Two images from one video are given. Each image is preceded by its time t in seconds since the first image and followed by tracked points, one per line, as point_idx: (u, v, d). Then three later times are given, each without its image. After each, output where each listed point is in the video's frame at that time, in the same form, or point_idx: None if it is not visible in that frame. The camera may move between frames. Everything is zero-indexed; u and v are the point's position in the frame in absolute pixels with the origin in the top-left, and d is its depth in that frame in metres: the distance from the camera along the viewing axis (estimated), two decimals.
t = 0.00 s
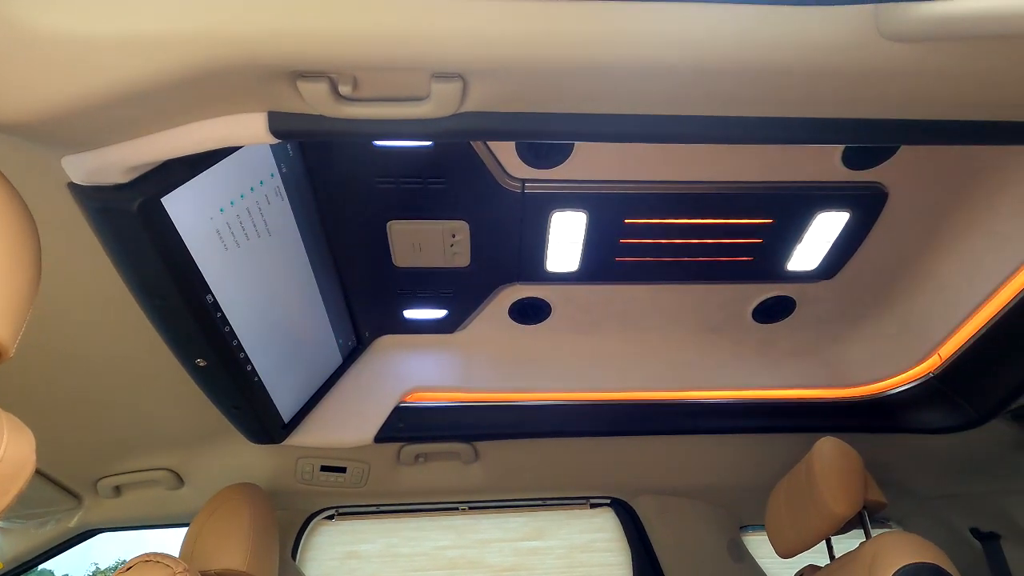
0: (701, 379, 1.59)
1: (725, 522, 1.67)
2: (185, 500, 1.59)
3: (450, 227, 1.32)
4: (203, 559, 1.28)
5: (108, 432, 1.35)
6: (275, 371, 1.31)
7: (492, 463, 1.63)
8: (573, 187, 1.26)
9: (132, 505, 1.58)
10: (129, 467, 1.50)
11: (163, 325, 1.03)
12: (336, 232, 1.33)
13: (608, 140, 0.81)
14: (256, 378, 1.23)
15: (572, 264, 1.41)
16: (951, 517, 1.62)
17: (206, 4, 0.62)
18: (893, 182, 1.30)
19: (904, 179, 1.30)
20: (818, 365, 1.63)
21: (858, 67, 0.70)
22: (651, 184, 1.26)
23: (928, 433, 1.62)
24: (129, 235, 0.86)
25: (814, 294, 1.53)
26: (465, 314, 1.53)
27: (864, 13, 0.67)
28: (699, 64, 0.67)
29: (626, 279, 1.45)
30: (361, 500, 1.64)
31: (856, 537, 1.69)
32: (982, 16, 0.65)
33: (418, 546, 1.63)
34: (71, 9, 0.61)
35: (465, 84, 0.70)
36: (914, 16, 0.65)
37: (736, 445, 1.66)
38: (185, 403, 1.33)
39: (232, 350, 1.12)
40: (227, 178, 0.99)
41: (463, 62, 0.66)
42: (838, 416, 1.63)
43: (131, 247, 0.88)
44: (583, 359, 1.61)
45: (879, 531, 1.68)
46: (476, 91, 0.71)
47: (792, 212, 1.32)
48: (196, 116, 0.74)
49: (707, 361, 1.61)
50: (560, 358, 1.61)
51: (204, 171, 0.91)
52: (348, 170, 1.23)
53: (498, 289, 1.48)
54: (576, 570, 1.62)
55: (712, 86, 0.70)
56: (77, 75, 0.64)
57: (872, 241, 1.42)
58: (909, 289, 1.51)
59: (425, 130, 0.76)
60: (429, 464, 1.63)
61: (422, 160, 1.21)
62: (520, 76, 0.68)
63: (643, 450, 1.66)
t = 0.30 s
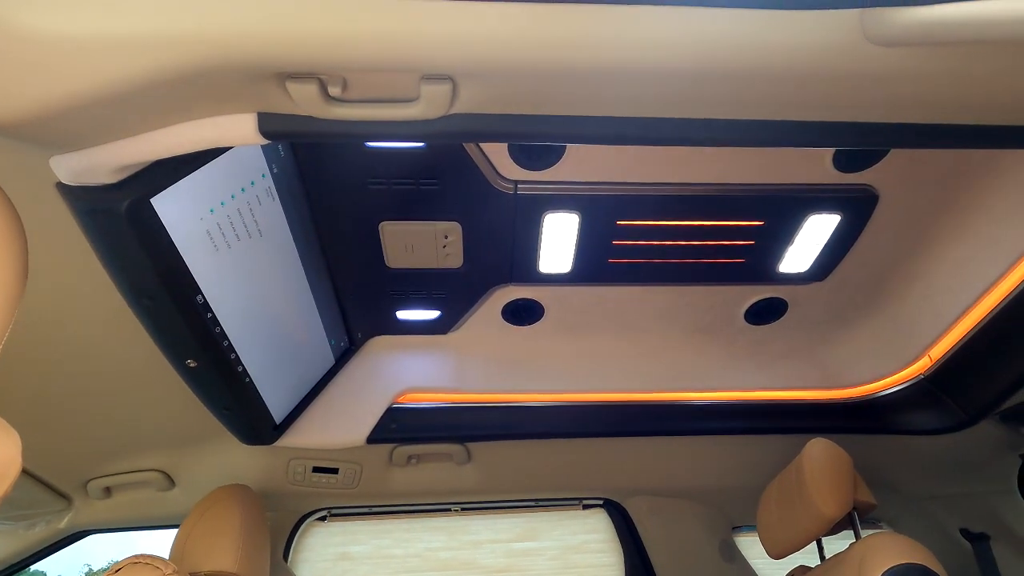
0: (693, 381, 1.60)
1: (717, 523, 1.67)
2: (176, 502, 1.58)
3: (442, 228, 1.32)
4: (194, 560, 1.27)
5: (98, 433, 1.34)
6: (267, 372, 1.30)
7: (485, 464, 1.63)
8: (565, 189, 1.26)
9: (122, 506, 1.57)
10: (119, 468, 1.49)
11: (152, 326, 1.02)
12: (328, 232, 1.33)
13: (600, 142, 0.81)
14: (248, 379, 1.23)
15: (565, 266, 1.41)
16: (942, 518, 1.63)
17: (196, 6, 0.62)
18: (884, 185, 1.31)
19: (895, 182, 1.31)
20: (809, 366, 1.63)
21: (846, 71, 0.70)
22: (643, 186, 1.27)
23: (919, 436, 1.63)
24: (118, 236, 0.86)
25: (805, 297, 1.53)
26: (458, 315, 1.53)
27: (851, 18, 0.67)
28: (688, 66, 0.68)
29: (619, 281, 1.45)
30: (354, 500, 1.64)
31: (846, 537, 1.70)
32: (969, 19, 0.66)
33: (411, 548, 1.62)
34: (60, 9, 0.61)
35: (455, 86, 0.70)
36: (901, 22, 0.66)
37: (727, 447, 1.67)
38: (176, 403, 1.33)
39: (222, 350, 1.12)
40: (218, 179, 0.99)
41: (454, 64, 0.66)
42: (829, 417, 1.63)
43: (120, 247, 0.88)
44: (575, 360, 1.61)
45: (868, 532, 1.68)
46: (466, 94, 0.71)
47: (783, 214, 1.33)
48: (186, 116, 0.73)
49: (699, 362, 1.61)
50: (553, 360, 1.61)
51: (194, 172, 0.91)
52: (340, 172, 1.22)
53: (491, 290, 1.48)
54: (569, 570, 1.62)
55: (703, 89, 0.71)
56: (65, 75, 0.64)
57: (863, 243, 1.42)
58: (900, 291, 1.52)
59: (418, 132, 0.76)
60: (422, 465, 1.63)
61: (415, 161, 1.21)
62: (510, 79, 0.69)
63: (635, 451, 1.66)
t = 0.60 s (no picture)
0: (684, 383, 1.60)
1: (709, 525, 1.67)
2: (166, 504, 1.57)
3: (434, 229, 1.32)
4: (184, 563, 1.27)
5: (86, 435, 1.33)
6: (258, 374, 1.30)
7: (477, 466, 1.63)
8: (556, 191, 1.26)
9: (111, 509, 1.56)
10: (109, 470, 1.48)
11: (141, 329, 1.02)
12: (319, 234, 1.33)
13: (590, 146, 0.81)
14: (238, 381, 1.22)
15: (556, 268, 1.41)
16: (931, 519, 1.64)
17: (182, 8, 0.62)
18: (874, 188, 1.31)
19: (885, 185, 1.31)
20: (801, 368, 1.64)
21: (832, 76, 0.71)
22: (635, 189, 1.27)
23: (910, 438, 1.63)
24: (104, 238, 0.86)
25: (796, 299, 1.54)
26: (450, 317, 1.53)
27: (837, 23, 0.67)
28: (675, 69, 0.68)
29: (611, 283, 1.45)
30: (345, 502, 1.64)
31: (836, 538, 1.71)
32: (954, 26, 0.66)
33: (403, 550, 1.62)
34: (47, 10, 0.61)
35: (444, 88, 0.70)
36: (884, 28, 0.66)
37: (719, 449, 1.67)
38: (166, 405, 1.32)
39: (212, 353, 1.11)
40: (206, 180, 0.99)
41: (441, 66, 0.67)
42: (820, 419, 1.64)
43: (106, 249, 0.87)
44: (567, 362, 1.61)
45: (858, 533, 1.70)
46: (454, 96, 0.72)
47: (773, 217, 1.33)
48: (173, 117, 0.73)
49: (690, 364, 1.62)
50: (544, 362, 1.61)
51: (182, 174, 0.90)
52: (331, 173, 1.22)
53: (483, 292, 1.48)
54: (561, 571, 1.62)
55: (690, 91, 0.71)
56: (49, 75, 0.64)
57: (853, 246, 1.43)
58: (890, 293, 1.52)
59: (407, 134, 0.76)
60: (413, 467, 1.63)
61: (405, 162, 1.21)
62: (496, 81, 0.69)
63: (627, 453, 1.66)
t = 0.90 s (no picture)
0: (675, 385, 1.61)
1: (702, 527, 1.67)
2: (157, 507, 1.56)
3: (428, 232, 1.32)
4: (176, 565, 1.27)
5: (75, 437, 1.32)
6: (249, 376, 1.29)
7: (470, 468, 1.63)
8: (549, 193, 1.26)
9: (102, 511, 1.55)
10: (99, 472, 1.47)
11: (132, 331, 1.02)
12: (311, 235, 1.33)
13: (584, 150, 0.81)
14: (229, 384, 1.22)
15: (550, 270, 1.41)
16: (922, 521, 1.63)
17: (171, 10, 0.62)
18: (867, 191, 1.32)
19: (876, 188, 1.32)
20: (795, 371, 1.64)
21: (822, 81, 0.71)
22: (628, 191, 1.27)
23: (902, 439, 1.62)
24: (93, 240, 0.85)
25: (789, 302, 1.54)
26: (444, 320, 1.53)
27: (826, 29, 0.67)
28: (664, 73, 0.68)
29: (604, 285, 1.45)
30: (338, 505, 1.63)
31: (828, 540, 1.71)
32: (943, 33, 0.66)
33: (395, 552, 1.62)
34: (36, 12, 0.61)
35: (434, 92, 0.70)
36: (870, 35, 0.66)
37: (712, 451, 1.67)
38: (157, 407, 1.31)
39: (203, 355, 1.11)
40: (197, 181, 0.99)
41: (431, 70, 0.67)
42: (812, 422, 1.64)
43: (95, 251, 0.87)
44: (560, 364, 1.61)
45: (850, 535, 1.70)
46: (445, 99, 0.72)
47: (766, 220, 1.33)
48: (163, 119, 0.73)
49: (683, 366, 1.62)
50: (538, 364, 1.61)
51: (172, 175, 0.90)
52: (323, 174, 1.22)
53: (477, 295, 1.48)
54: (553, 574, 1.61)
55: (681, 94, 0.71)
56: (38, 76, 0.64)
57: (846, 249, 1.43)
58: (883, 297, 1.53)
59: (399, 137, 0.76)
60: (407, 469, 1.62)
61: (399, 164, 1.21)
62: (487, 84, 0.69)
63: (619, 456, 1.66)
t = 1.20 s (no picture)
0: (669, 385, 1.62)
1: (695, 527, 1.68)
2: (149, 507, 1.55)
3: (421, 232, 1.31)
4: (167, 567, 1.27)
5: (66, 438, 1.32)
6: (242, 376, 1.29)
7: (464, 468, 1.62)
8: (543, 193, 1.26)
9: (93, 512, 1.54)
10: (89, 473, 1.46)
11: (122, 331, 1.01)
12: (304, 235, 1.32)
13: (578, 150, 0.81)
14: (221, 384, 1.21)
15: (543, 271, 1.41)
16: (913, 520, 1.64)
17: (160, 8, 0.61)
18: (858, 192, 1.32)
19: (868, 189, 1.32)
20: (787, 371, 1.65)
21: (811, 83, 0.71)
22: (622, 191, 1.27)
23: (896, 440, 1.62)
24: (83, 240, 0.85)
25: (782, 302, 1.55)
26: (437, 320, 1.53)
27: (815, 31, 0.68)
28: (654, 74, 0.69)
29: (598, 285, 1.45)
30: (331, 506, 1.63)
31: (819, 540, 1.72)
32: (934, 35, 0.66)
33: (388, 552, 1.61)
34: (24, 10, 0.61)
35: (425, 91, 0.70)
36: (858, 36, 0.66)
37: (706, 452, 1.67)
38: (148, 407, 1.31)
39: (195, 355, 1.10)
40: (188, 180, 0.98)
41: (422, 70, 0.67)
42: (807, 422, 1.64)
43: (85, 250, 0.86)
44: (554, 365, 1.61)
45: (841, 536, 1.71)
46: (437, 99, 0.72)
47: (759, 221, 1.33)
48: (154, 117, 0.72)
49: (676, 366, 1.62)
50: (531, 364, 1.61)
51: (162, 174, 0.90)
52: (316, 174, 1.21)
53: (471, 295, 1.48)
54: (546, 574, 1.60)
55: (670, 94, 0.72)
56: (25, 74, 0.63)
57: (838, 250, 1.44)
58: (875, 297, 1.53)
59: (392, 136, 0.76)
60: (401, 470, 1.63)
61: (392, 163, 1.20)
62: (477, 84, 0.69)
63: (613, 457, 1.65)
